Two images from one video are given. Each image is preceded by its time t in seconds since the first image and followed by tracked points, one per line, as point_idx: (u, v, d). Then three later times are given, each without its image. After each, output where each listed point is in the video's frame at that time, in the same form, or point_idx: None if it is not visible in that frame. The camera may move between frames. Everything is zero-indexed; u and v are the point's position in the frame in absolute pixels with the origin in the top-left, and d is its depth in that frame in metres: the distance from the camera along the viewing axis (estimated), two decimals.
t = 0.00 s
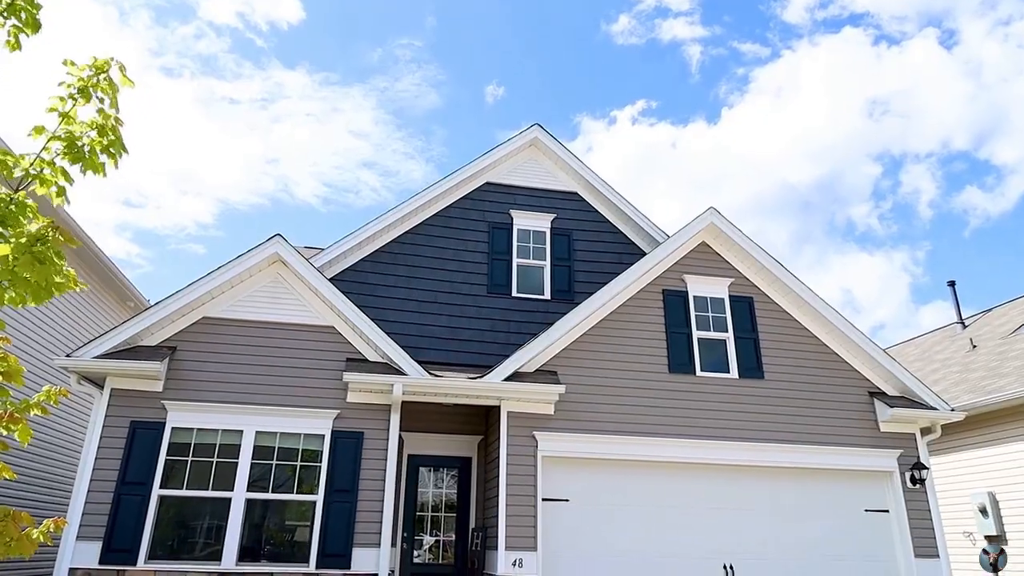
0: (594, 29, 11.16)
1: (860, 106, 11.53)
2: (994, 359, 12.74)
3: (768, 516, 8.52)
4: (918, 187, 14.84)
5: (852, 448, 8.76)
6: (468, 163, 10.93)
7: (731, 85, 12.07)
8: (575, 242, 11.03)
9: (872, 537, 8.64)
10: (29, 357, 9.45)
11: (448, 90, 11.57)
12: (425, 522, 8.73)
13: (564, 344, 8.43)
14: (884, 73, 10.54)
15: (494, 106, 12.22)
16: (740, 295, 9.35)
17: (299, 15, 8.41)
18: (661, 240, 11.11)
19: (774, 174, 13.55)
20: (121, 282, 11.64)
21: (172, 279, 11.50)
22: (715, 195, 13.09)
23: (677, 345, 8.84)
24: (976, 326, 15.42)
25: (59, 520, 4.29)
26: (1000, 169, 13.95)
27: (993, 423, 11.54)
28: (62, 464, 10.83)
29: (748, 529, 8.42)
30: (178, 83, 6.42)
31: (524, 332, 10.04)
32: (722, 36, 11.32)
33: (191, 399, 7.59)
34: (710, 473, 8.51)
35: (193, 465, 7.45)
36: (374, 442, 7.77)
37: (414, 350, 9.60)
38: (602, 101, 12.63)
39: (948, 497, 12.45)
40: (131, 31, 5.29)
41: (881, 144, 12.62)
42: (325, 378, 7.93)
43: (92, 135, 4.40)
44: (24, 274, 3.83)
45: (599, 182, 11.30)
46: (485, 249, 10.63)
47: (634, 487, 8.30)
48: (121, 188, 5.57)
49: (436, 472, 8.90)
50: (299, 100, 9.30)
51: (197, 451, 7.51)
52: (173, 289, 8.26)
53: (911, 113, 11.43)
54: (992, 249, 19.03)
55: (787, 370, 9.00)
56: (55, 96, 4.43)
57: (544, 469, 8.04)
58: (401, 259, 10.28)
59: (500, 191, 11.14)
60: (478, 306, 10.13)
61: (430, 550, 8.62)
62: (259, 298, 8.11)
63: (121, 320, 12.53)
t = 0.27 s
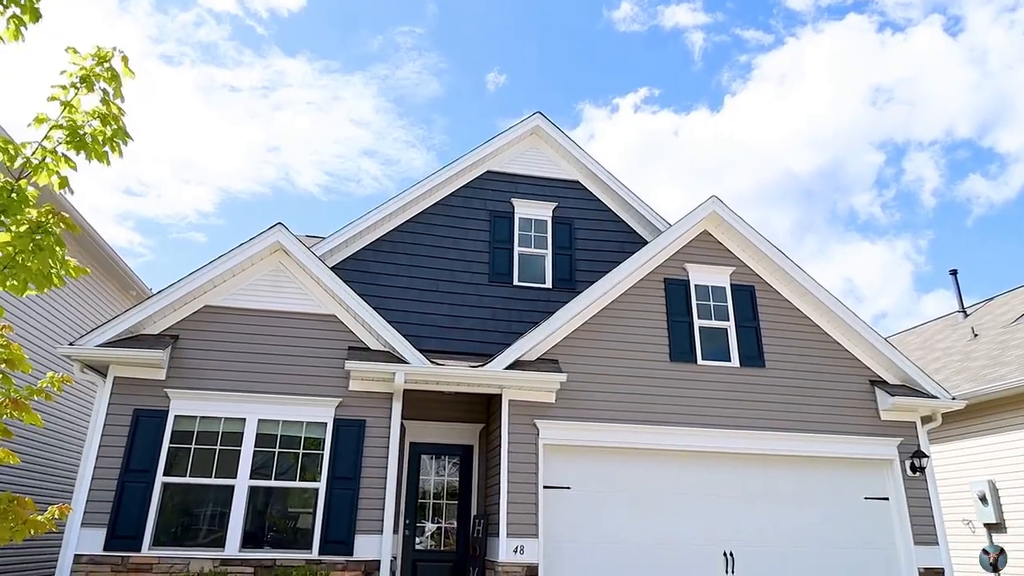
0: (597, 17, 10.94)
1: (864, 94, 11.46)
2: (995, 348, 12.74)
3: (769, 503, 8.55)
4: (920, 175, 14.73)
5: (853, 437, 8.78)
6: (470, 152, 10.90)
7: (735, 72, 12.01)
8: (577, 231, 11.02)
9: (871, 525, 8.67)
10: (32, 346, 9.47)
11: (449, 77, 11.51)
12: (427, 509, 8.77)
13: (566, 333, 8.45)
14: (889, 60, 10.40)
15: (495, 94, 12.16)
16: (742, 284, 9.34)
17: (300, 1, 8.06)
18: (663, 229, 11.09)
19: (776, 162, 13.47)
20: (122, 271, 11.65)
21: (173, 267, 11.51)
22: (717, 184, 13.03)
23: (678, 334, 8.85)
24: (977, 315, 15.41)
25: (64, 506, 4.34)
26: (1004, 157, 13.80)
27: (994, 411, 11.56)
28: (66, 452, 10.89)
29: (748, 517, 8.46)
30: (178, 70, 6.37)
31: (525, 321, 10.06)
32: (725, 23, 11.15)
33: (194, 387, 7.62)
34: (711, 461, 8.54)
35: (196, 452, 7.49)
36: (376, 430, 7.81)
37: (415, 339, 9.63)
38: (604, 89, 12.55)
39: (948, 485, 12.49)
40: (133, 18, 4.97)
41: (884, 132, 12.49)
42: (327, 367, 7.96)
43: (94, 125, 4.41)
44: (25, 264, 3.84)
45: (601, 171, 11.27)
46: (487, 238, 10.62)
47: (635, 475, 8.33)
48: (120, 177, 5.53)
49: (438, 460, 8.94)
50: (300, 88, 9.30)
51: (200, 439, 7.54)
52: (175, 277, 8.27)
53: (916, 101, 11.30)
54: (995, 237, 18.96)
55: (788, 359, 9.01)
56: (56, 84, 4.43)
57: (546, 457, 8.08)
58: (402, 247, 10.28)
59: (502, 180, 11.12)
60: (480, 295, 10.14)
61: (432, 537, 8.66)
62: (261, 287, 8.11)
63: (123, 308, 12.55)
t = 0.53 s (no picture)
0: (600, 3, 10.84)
1: (868, 80, 11.39)
2: (997, 336, 12.74)
3: (769, 491, 8.59)
4: (925, 163, 14.61)
5: (854, 424, 8.81)
6: (471, 140, 10.86)
7: (737, 59, 11.94)
8: (579, 219, 11.00)
9: (872, 512, 8.71)
10: (34, 334, 9.49)
11: (451, 65, 11.42)
12: (429, 496, 8.82)
13: (567, 322, 8.46)
14: (894, 46, 10.37)
15: (496, 81, 12.09)
16: (744, 273, 9.32)
17: None
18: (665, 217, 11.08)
19: (779, 150, 13.39)
20: (124, 260, 11.66)
21: (175, 256, 11.51)
22: (720, 172, 12.97)
23: (680, 322, 8.85)
24: (980, 304, 15.39)
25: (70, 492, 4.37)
26: (1009, 145, 13.68)
27: (995, 399, 11.56)
28: (70, 439, 10.96)
29: (748, 504, 8.50)
30: (177, 58, 6.31)
31: (526, 309, 10.07)
32: (728, 9, 11.06)
33: (196, 375, 7.65)
34: (712, 448, 8.58)
35: (199, 440, 7.52)
36: (379, 417, 7.85)
37: (417, 327, 9.65)
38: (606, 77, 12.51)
39: (948, 472, 12.52)
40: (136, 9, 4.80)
41: (889, 119, 12.41)
42: (330, 355, 7.98)
43: (94, 112, 4.42)
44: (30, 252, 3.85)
45: (603, 159, 11.23)
46: (488, 226, 10.61)
47: (636, 462, 8.36)
48: (124, 163, 5.55)
49: (440, 448, 8.98)
50: (300, 76, 9.25)
51: (203, 426, 7.58)
52: (178, 266, 8.28)
53: (921, 88, 11.31)
54: (999, 224, 18.91)
55: (790, 347, 9.02)
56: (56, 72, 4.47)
57: (547, 445, 8.11)
58: (404, 236, 10.28)
59: (503, 168, 11.09)
60: (481, 283, 10.14)
61: (434, 524, 8.73)
62: (263, 275, 8.13)
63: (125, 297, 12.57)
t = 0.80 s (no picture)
0: None
1: (872, 67, 11.36)
2: (999, 325, 12.73)
3: (771, 479, 8.63)
4: (928, 152, 14.34)
5: (855, 413, 8.83)
6: (473, 128, 10.83)
7: (741, 46, 11.82)
8: (580, 208, 10.99)
9: (872, 499, 8.75)
10: (37, 322, 9.50)
11: (451, 53, 11.22)
12: (431, 484, 8.86)
13: (569, 311, 8.47)
14: (896, 32, 10.31)
15: (498, 67, 11.96)
16: (746, 261, 9.31)
17: None
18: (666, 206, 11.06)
19: (782, 138, 13.27)
20: (126, 248, 11.66)
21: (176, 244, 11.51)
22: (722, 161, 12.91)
23: (682, 311, 8.86)
24: (982, 292, 15.37)
25: (71, 480, 4.36)
26: (1013, 133, 13.64)
27: (997, 387, 11.56)
28: (74, 427, 11.01)
29: (748, 492, 8.53)
30: (177, 46, 6.26)
31: (528, 298, 10.08)
32: None
33: (199, 364, 7.67)
34: (713, 436, 8.60)
35: (202, 428, 7.56)
36: (381, 406, 7.88)
37: (418, 316, 9.66)
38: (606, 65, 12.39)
39: (948, 460, 12.56)
40: None
41: (893, 107, 12.34)
42: (331, 343, 8.00)
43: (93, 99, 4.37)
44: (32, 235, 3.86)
45: (605, 147, 11.19)
46: (490, 215, 10.60)
47: (637, 450, 8.40)
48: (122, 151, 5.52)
49: (442, 436, 9.01)
50: (302, 64, 9.25)
51: (206, 415, 7.61)
52: (179, 255, 8.28)
53: (925, 76, 11.25)
54: (1003, 212, 18.89)
55: (791, 336, 9.03)
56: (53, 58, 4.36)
57: (549, 433, 8.14)
58: (405, 225, 10.27)
59: (505, 157, 11.07)
60: (483, 272, 10.14)
61: (436, 512, 8.78)
62: (265, 264, 8.13)
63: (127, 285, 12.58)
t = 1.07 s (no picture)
0: None
1: (877, 53, 11.21)
2: (1001, 312, 12.71)
3: (772, 465, 8.66)
4: (932, 137, 14.20)
5: (856, 399, 8.85)
6: (475, 114, 10.79)
7: (744, 31, 11.63)
8: (582, 194, 10.96)
9: (872, 485, 8.79)
10: (39, 309, 9.53)
11: (452, 39, 10.95)
12: (433, 470, 8.91)
13: (571, 298, 8.48)
14: (900, 17, 9.93)
15: (500, 53, 11.82)
16: (748, 248, 9.28)
17: None
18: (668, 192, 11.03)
19: (786, 123, 13.13)
20: (128, 235, 11.67)
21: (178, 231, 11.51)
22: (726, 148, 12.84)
23: (684, 298, 8.86)
24: (984, 279, 15.35)
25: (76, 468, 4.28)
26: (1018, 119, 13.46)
27: (999, 374, 11.56)
28: (78, 414, 11.08)
29: (749, 477, 8.57)
30: (177, 32, 6.19)
31: (530, 285, 10.09)
32: None
33: (202, 351, 7.70)
34: (714, 422, 8.63)
35: (205, 414, 7.60)
36: (383, 392, 7.91)
37: (420, 303, 9.67)
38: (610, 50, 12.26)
39: (949, 446, 12.60)
40: None
41: (896, 91, 12.22)
42: (334, 330, 8.02)
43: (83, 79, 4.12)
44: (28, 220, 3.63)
45: (606, 133, 11.15)
46: (491, 202, 10.58)
47: (638, 436, 8.43)
48: (121, 137, 5.45)
49: (444, 422, 9.04)
50: (303, 49, 9.12)
51: (209, 401, 7.65)
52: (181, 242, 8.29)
53: (929, 61, 11.09)
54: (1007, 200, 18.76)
55: (793, 323, 9.03)
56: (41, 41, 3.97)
57: (551, 419, 8.18)
58: (407, 212, 10.25)
59: (507, 144, 11.03)
60: (484, 259, 10.14)
61: (438, 497, 8.83)
62: (266, 250, 8.13)
63: (129, 272, 12.59)
